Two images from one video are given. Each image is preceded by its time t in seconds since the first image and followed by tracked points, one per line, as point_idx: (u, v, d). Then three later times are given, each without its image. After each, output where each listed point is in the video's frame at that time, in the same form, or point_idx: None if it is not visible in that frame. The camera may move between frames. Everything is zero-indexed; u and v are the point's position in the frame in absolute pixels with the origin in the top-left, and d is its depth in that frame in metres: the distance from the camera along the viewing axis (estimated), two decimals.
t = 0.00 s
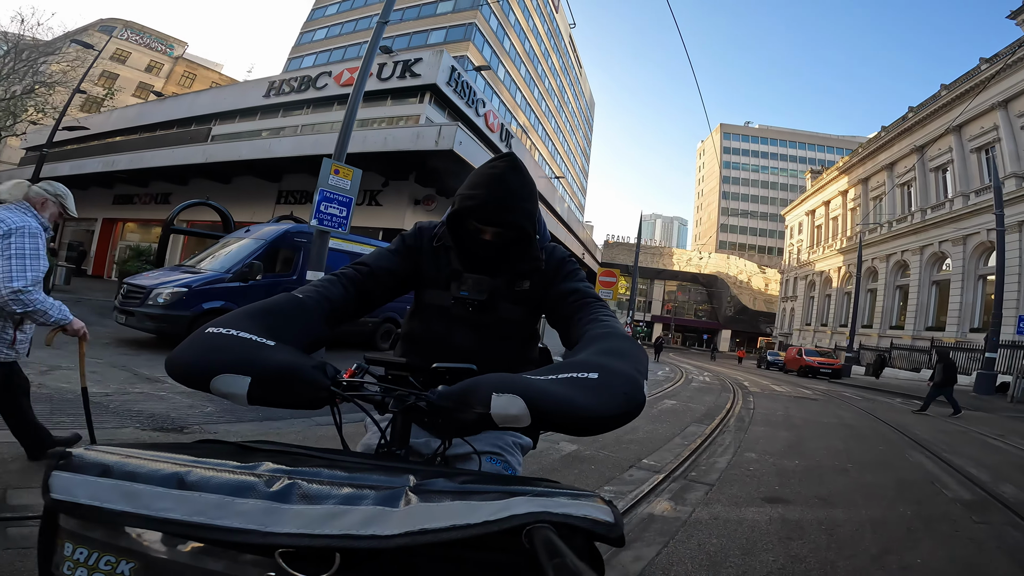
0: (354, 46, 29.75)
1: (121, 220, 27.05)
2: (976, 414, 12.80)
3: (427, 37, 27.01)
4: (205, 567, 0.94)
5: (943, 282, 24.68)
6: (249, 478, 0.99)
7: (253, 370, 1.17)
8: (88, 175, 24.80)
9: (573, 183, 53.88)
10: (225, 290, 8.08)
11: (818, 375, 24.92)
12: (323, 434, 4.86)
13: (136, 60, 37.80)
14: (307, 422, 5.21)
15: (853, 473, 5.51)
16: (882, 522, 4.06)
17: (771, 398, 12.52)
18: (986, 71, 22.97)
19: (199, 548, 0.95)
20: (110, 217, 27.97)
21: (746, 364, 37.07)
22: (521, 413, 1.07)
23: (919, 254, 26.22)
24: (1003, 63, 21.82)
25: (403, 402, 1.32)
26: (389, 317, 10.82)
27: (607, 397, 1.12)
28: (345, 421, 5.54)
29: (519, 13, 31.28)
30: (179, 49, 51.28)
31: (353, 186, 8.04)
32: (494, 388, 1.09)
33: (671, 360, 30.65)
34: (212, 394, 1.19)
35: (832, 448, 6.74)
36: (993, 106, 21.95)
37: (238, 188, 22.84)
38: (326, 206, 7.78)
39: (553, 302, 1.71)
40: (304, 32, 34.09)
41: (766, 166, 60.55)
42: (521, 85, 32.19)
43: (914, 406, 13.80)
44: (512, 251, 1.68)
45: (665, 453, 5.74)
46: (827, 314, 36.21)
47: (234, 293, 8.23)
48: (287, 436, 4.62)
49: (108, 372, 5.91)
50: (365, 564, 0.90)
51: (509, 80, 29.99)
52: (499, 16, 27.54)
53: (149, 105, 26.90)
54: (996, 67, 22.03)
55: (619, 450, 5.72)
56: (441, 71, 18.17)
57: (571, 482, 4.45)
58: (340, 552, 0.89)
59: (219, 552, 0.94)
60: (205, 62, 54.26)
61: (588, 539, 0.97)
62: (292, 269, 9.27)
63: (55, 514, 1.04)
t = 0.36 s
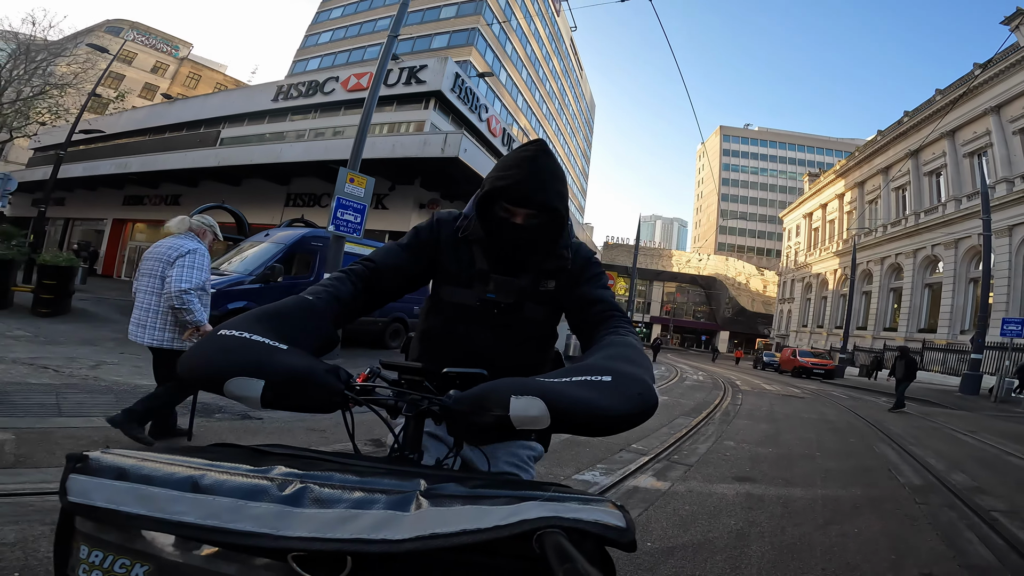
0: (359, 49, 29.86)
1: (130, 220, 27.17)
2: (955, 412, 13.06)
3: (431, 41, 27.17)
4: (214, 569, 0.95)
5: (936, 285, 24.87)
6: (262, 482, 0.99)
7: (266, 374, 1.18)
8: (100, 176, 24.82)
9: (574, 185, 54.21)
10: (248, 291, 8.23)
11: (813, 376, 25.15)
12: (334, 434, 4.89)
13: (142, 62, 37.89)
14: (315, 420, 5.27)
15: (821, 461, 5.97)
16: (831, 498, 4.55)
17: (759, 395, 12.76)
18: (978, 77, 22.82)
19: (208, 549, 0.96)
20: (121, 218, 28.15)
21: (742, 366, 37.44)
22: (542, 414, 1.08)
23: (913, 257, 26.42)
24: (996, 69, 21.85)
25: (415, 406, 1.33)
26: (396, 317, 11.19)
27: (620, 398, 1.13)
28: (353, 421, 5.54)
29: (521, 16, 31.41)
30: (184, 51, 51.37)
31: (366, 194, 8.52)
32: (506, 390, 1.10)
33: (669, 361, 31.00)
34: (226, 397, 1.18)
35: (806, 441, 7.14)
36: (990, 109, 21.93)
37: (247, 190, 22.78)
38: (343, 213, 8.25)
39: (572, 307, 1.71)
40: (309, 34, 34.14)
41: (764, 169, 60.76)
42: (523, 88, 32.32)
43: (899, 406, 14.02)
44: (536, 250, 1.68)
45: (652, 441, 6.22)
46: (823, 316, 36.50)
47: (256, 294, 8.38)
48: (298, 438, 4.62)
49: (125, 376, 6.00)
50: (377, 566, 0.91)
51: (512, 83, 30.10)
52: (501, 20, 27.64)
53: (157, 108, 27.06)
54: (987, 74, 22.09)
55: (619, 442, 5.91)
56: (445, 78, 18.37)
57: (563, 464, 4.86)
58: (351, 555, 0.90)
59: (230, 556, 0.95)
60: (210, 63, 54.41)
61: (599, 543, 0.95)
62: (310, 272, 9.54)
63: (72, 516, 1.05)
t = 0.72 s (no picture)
0: (359, 52, 29.94)
1: (134, 221, 27.16)
2: (935, 409, 13.28)
3: (431, 45, 27.32)
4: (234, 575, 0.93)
5: (925, 287, 25.17)
6: (283, 486, 0.98)
7: (280, 384, 1.13)
8: (107, 177, 25.31)
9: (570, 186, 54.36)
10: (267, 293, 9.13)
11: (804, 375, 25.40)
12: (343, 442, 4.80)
13: (142, 63, 37.72)
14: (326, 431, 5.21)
15: (796, 448, 6.32)
16: (801, 479, 4.84)
17: (748, 392, 13.00)
18: (967, 80, 23.18)
19: (227, 555, 0.94)
20: (122, 219, 28.06)
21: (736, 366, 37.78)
22: (549, 413, 1.05)
23: (902, 259, 26.81)
24: (985, 73, 22.20)
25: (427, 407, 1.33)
26: (402, 316, 11.43)
27: (630, 394, 1.06)
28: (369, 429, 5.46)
29: (520, 20, 31.54)
30: (184, 52, 51.17)
31: (377, 200, 9.29)
32: (515, 389, 1.07)
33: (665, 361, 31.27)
34: (243, 408, 1.15)
35: (787, 432, 7.38)
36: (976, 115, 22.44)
37: (254, 192, 22.63)
38: (355, 218, 9.04)
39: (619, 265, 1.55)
40: (310, 36, 33.95)
41: (759, 172, 61.17)
42: (523, 91, 32.45)
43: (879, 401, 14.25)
44: (580, 201, 1.54)
45: (644, 431, 6.44)
46: (815, 317, 36.89)
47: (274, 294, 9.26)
48: (305, 443, 4.60)
49: (130, 374, 6.03)
50: (398, 569, 0.89)
51: (512, 87, 30.19)
52: (500, 24, 27.77)
53: (160, 110, 27.10)
54: (978, 78, 22.44)
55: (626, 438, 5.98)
56: (447, 83, 18.43)
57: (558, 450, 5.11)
58: (372, 557, 0.88)
59: (248, 558, 0.93)
60: (209, 63, 54.29)
61: (618, 540, 0.93)
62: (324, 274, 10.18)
63: (100, 524, 1.04)
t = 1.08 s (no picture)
0: (350, 55, 29.74)
1: (123, 223, 26.79)
2: (904, 403, 13.62)
3: (421, 49, 27.26)
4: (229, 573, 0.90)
5: (899, 286, 25.72)
6: (279, 484, 0.94)
7: (276, 381, 1.14)
8: (96, 179, 25.00)
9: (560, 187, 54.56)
10: (269, 295, 9.88)
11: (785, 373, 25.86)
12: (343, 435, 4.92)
13: (129, 63, 37.10)
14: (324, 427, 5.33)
15: (765, 438, 6.68)
16: (759, 459, 5.44)
17: (728, 387, 13.28)
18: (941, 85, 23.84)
19: (223, 553, 0.91)
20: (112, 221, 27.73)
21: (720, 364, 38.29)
22: (542, 409, 1.08)
23: (878, 259, 27.43)
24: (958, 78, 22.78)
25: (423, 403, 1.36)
26: (397, 316, 11.49)
27: (628, 393, 1.10)
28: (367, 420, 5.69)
29: (510, 24, 31.60)
30: (171, 52, 50.44)
31: (374, 206, 10.02)
32: (507, 384, 1.12)
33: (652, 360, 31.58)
34: (237, 405, 1.16)
35: (756, 422, 7.64)
36: (951, 118, 23.01)
37: (244, 195, 22.37)
38: (354, 223, 9.70)
39: (634, 247, 1.54)
40: (300, 38, 33.63)
41: (745, 174, 61.89)
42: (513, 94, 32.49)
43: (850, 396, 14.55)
44: (578, 183, 1.54)
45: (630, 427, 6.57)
46: (797, 315, 37.50)
47: (275, 296, 10.00)
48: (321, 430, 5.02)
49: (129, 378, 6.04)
50: (399, 565, 0.85)
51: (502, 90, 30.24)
52: (489, 28, 27.75)
53: (149, 112, 26.75)
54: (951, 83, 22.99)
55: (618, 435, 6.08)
56: (439, 89, 18.44)
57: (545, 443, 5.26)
58: (370, 554, 0.84)
59: (239, 558, 0.90)
60: (196, 64, 53.67)
61: (616, 535, 0.91)
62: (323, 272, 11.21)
63: (95, 525, 1.01)
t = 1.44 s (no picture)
0: (330, 56, 29.38)
1: (100, 227, 26.25)
2: (870, 393, 14.08)
3: (402, 51, 27.14)
4: (221, 565, 0.93)
5: (868, 280, 26.42)
6: (275, 478, 0.97)
7: (282, 374, 1.16)
8: (70, 184, 24.38)
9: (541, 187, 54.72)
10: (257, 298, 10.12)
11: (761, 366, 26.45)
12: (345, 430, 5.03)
13: (101, 64, 36.04)
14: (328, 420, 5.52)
15: (735, 425, 6.86)
16: (728, 444, 5.76)
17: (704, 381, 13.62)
18: (905, 85, 24.62)
19: (214, 544, 0.95)
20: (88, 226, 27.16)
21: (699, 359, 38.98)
22: (486, 387, 0.89)
23: (848, 255, 28.15)
24: (921, 77, 23.49)
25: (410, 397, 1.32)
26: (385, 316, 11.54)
27: (581, 362, 0.89)
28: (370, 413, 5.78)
29: (490, 26, 31.61)
30: (144, 53, 49.16)
31: (361, 210, 10.03)
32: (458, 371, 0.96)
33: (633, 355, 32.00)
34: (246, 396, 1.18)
35: (729, 412, 7.90)
36: (913, 117, 23.83)
37: (225, 199, 21.94)
38: (341, 228, 9.75)
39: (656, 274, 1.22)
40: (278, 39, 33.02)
41: (721, 172, 62.90)
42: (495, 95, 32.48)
43: (821, 388, 15.02)
44: (571, 215, 1.30)
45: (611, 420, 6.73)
46: (772, 310, 38.33)
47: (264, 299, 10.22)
48: (327, 423, 5.26)
49: (126, 384, 6.08)
50: (390, 561, 0.85)
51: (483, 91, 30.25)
52: (470, 30, 27.68)
53: (124, 115, 26.13)
54: (915, 82, 23.70)
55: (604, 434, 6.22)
56: (421, 92, 18.38)
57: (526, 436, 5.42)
58: (364, 549, 0.84)
59: (230, 550, 0.94)
60: (169, 64, 52.39)
61: (610, 535, 0.88)
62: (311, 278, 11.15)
63: (91, 513, 1.07)
